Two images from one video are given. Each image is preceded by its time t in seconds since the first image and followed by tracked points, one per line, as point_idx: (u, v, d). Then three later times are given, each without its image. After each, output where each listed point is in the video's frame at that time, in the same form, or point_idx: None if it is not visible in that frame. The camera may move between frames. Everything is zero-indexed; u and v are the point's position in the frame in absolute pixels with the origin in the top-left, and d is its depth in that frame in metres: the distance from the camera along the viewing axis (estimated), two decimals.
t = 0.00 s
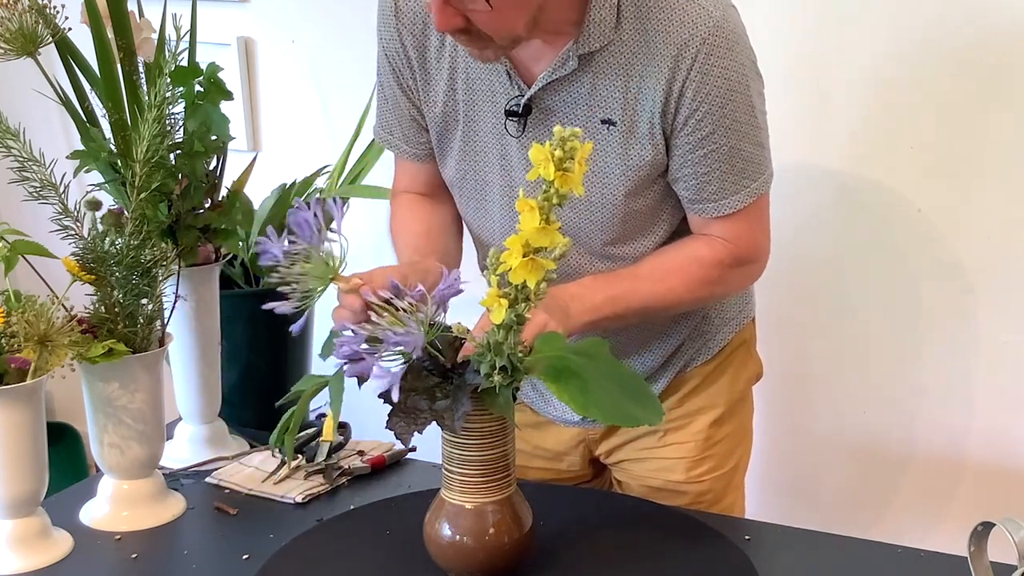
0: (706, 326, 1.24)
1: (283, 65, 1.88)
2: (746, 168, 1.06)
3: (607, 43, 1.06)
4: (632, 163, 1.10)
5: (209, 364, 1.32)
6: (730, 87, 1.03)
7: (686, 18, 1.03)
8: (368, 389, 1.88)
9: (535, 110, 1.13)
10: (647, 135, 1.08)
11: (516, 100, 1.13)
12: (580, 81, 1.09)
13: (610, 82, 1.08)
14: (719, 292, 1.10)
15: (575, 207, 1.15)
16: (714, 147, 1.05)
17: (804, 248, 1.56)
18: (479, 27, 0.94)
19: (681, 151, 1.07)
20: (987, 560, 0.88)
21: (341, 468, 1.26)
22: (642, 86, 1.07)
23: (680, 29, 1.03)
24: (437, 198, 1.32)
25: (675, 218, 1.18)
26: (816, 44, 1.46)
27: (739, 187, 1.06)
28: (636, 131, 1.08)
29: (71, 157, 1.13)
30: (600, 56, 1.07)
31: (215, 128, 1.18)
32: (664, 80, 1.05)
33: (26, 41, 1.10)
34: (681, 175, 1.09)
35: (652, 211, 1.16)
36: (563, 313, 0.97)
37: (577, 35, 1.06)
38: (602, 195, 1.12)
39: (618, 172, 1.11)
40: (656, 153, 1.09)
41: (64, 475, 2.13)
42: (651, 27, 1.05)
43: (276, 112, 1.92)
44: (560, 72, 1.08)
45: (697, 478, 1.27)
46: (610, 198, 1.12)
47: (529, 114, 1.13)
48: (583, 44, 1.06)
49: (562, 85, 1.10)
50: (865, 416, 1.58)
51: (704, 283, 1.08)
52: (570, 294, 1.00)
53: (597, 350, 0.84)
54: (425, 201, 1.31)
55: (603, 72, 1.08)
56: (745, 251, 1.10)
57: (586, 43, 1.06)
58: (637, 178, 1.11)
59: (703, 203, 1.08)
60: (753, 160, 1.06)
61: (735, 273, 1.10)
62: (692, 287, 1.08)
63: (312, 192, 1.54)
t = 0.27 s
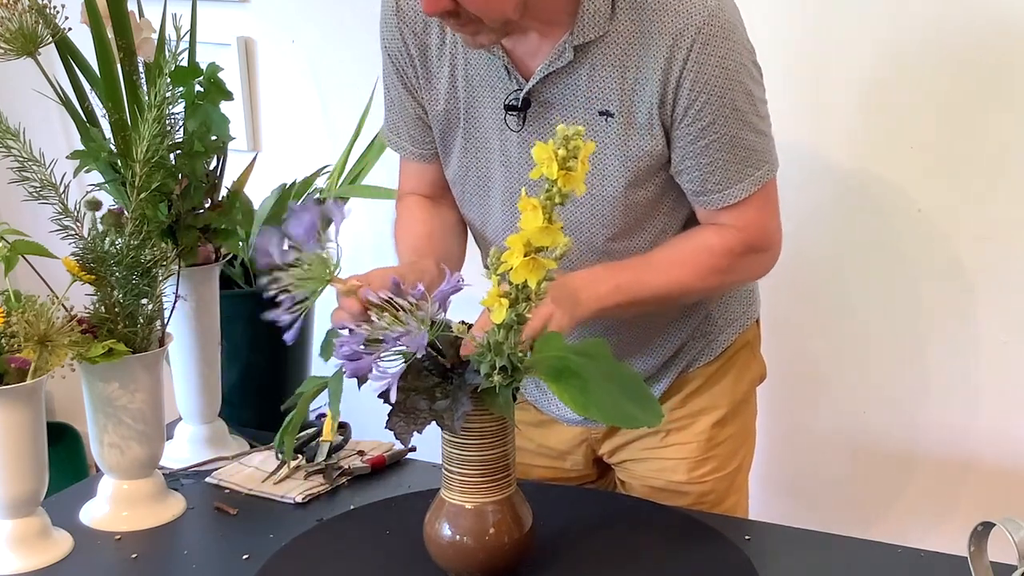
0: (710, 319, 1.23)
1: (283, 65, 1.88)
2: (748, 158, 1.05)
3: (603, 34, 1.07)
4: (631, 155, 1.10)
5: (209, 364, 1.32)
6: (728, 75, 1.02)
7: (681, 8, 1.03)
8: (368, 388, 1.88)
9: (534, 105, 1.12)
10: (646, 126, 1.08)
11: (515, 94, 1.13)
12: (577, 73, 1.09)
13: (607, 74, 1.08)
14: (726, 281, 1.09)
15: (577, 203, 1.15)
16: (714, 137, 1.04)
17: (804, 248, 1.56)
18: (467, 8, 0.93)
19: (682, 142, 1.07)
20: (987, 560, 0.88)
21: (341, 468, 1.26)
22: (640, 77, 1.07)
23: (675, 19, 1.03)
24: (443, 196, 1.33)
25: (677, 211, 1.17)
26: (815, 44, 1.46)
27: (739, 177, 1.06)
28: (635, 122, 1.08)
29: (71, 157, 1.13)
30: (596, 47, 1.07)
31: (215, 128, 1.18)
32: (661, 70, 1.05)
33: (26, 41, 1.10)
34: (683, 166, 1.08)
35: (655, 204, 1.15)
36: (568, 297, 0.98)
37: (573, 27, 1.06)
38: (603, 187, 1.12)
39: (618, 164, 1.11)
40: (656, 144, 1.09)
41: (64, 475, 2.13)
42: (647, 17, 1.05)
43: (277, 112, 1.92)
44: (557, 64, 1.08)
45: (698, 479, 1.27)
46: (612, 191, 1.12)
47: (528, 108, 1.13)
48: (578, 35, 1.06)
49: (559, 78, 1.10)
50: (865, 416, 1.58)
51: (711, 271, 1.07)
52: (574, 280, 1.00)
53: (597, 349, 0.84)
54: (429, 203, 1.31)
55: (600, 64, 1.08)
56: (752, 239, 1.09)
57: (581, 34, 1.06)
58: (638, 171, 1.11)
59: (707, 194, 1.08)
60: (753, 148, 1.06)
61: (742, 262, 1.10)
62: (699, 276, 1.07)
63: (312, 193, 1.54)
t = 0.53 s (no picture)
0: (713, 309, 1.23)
1: (283, 65, 1.88)
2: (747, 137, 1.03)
3: (597, 18, 1.07)
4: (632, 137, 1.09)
5: (209, 364, 1.32)
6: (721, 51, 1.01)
7: None
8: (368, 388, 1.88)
9: (531, 93, 1.12)
10: (644, 109, 1.07)
11: (513, 83, 1.13)
12: (573, 58, 1.09)
13: (604, 57, 1.08)
14: (729, 266, 1.05)
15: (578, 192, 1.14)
16: (710, 117, 1.02)
17: (804, 248, 1.56)
18: None
19: (678, 123, 1.05)
20: (987, 560, 0.88)
21: (341, 468, 1.26)
22: (636, 59, 1.07)
23: None
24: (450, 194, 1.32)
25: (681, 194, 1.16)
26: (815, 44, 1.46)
27: (739, 158, 1.03)
28: (633, 105, 1.08)
29: (71, 157, 1.13)
30: (591, 31, 1.07)
31: (215, 127, 1.18)
32: (655, 50, 1.04)
33: (26, 41, 1.10)
34: (681, 150, 1.06)
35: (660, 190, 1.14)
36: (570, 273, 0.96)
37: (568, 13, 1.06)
38: (607, 172, 1.12)
39: (620, 147, 1.10)
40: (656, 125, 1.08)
41: (64, 475, 2.13)
42: None
43: (276, 112, 1.92)
44: (552, 50, 1.08)
45: (699, 480, 1.27)
46: (616, 175, 1.12)
47: (526, 97, 1.12)
48: (571, 19, 1.06)
49: (555, 64, 1.10)
50: (865, 416, 1.58)
51: (716, 250, 1.03)
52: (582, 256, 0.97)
53: (597, 349, 0.85)
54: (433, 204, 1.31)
55: (595, 48, 1.08)
56: (756, 224, 1.06)
57: (574, 18, 1.06)
58: (638, 157, 1.10)
59: (705, 177, 1.05)
60: (752, 126, 1.04)
61: (746, 247, 1.05)
62: (705, 255, 1.03)
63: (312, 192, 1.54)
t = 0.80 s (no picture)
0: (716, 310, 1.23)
1: (283, 65, 1.88)
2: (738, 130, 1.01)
3: (586, 14, 1.07)
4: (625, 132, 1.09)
5: (208, 363, 1.32)
6: (707, 42, 0.99)
7: None
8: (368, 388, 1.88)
9: (525, 91, 1.12)
10: (635, 103, 1.07)
11: (507, 82, 1.13)
12: (564, 55, 1.09)
13: (594, 53, 1.08)
14: (720, 270, 1.00)
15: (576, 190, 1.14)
16: (698, 111, 1.01)
17: (804, 248, 1.56)
18: None
19: (665, 119, 1.04)
20: (987, 560, 0.88)
21: (341, 468, 1.26)
22: (625, 53, 1.06)
23: None
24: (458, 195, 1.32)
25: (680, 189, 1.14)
26: (816, 44, 1.46)
27: (730, 152, 1.01)
28: (625, 100, 1.08)
29: (71, 157, 1.13)
30: (581, 27, 1.08)
31: (215, 127, 1.18)
32: (643, 44, 1.04)
33: (26, 41, 1.10)
34: (669, 146, 1.04)
35: (658, 187, 1.13)
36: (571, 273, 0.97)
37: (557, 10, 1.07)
38: (603, 168, 1.12)
39: (615, 142, 1.10)
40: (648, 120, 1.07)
41: (64, 475, 2.13)
42: None
43: (276, 112, 1.92)
44: (543, 47, 1.09)
45: (702, 481, 1.26)
46: (611, 171, 1.12)
47: (519, 96, 1.13)
48: (560, 16, 1.07)
49: (546, 61, 1.10)
50: (865, 416, 1.58)
51: (702, 253, 0.99)
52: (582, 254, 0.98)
53: (597, 348, 0.85)
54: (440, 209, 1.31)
55: (586, 45, 1.08)
56: (744, 224, 1.02)
57: (563, 15, 1.06)
58: (632, 153, 1.09)
59: (687, 175, 1.03)
60: (743, 119, 1.02)
61: (737, 248, 1.01)
62: (690, 259, 0.99)
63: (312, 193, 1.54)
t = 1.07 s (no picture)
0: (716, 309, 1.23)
1: (283, 65, 1.88)
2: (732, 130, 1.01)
3: (581, 13, 1.07)
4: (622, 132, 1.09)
5: (208, 363, 1.32)
6: (702, 41, 0.99)
7: None
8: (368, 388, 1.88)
9: (522, 91, 1.12)
10: (631, 103, 1.07)
11: (505, 82, 1.13)
12: (560, 55, 1.09)
13: (590, 52, 1.08)
14: (714, 269, 1.00)
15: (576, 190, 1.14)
16: (693, 110, 1.00)
17: (804, 248, 1.56)
18: None
19: (659, 118, 1.04)
20: (987, 560, 0.88)
21: (341, 468, 1.26)
22: (620, 53, 1.06)
23: None
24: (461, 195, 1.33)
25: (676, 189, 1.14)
26: (816, 44, 1.46)
27: (725, 152, 1.01)
28: (621, 100, 1.08)
29: (71, 157, 1.13)
30: (577, 27, 1.08)
31: (215, 127, 1.18)
32: (638, 44, 1.04)
33: (26, 41, 1.10)
34: (664, 146, 1.04)
35: (656, 186, 1.13)
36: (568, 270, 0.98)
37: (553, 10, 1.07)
38: (600, 168, 1.12)
39: (611, 142, 1.10)
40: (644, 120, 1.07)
41: (64, 475, 2.13)
42: None
43: (276, 112, 1.92)
44: (539, 47, 1.09)
45: (702, 483, 1.26)
46: (608, 171, 1.12)
47: (516, 96, 1.13)
48: (555, 16, 1.07)
49: (543, 61, 1.10)
50: (865, 415, 1.58)
51: (695, 253, 0.99)
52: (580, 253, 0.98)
53: (598, 348, 0.85)
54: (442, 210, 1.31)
55: (582, 44, 1.08)
56: (738, 225, 1.01)
57: (559, 15, 1.07)
58: (629, 153, 1.09)
59: (681, 175, 1.03)
60: (737, 119, 1.01)
61: (732, 248, 1.01)
62: (682, 259, 0.99)
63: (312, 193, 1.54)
